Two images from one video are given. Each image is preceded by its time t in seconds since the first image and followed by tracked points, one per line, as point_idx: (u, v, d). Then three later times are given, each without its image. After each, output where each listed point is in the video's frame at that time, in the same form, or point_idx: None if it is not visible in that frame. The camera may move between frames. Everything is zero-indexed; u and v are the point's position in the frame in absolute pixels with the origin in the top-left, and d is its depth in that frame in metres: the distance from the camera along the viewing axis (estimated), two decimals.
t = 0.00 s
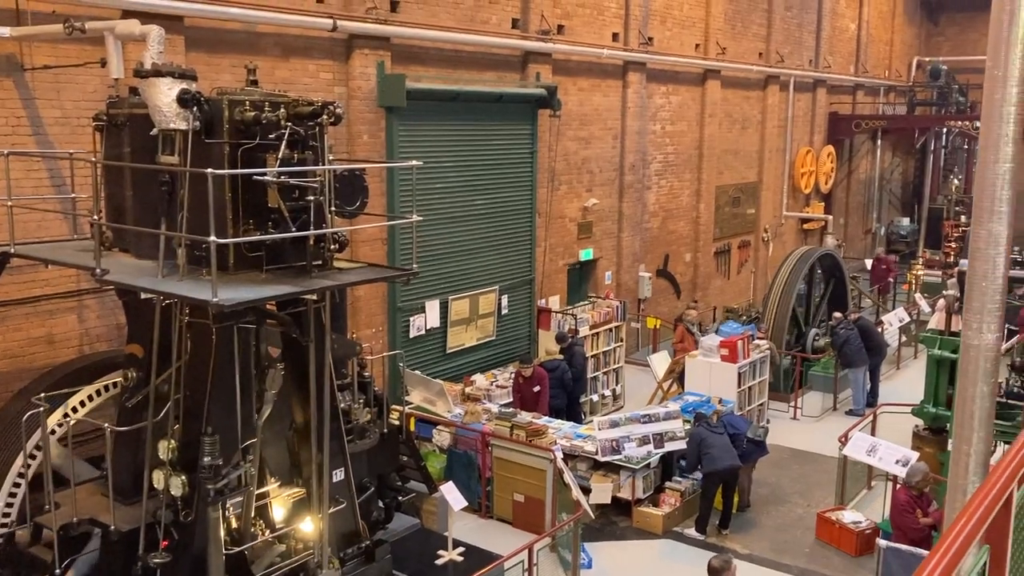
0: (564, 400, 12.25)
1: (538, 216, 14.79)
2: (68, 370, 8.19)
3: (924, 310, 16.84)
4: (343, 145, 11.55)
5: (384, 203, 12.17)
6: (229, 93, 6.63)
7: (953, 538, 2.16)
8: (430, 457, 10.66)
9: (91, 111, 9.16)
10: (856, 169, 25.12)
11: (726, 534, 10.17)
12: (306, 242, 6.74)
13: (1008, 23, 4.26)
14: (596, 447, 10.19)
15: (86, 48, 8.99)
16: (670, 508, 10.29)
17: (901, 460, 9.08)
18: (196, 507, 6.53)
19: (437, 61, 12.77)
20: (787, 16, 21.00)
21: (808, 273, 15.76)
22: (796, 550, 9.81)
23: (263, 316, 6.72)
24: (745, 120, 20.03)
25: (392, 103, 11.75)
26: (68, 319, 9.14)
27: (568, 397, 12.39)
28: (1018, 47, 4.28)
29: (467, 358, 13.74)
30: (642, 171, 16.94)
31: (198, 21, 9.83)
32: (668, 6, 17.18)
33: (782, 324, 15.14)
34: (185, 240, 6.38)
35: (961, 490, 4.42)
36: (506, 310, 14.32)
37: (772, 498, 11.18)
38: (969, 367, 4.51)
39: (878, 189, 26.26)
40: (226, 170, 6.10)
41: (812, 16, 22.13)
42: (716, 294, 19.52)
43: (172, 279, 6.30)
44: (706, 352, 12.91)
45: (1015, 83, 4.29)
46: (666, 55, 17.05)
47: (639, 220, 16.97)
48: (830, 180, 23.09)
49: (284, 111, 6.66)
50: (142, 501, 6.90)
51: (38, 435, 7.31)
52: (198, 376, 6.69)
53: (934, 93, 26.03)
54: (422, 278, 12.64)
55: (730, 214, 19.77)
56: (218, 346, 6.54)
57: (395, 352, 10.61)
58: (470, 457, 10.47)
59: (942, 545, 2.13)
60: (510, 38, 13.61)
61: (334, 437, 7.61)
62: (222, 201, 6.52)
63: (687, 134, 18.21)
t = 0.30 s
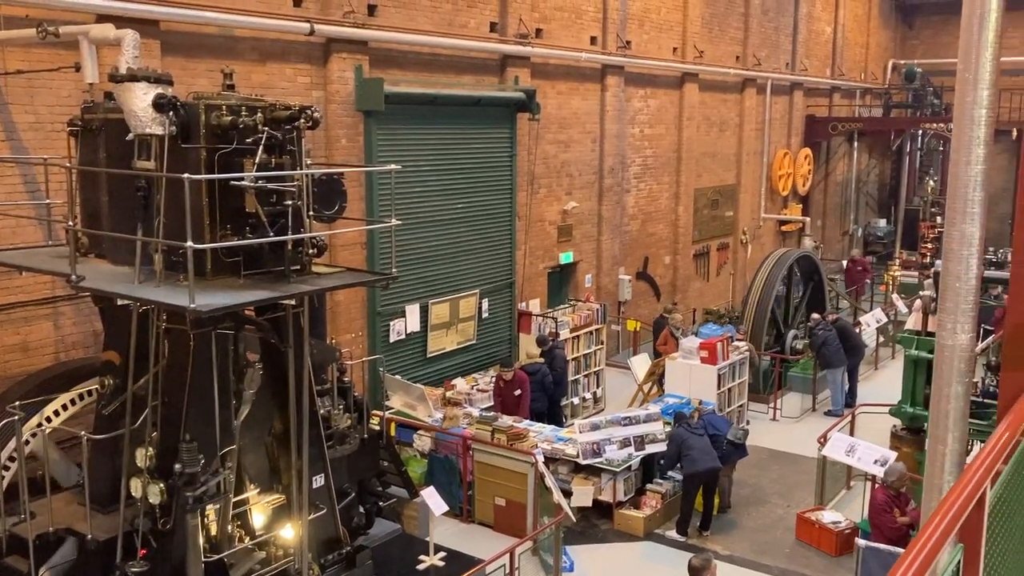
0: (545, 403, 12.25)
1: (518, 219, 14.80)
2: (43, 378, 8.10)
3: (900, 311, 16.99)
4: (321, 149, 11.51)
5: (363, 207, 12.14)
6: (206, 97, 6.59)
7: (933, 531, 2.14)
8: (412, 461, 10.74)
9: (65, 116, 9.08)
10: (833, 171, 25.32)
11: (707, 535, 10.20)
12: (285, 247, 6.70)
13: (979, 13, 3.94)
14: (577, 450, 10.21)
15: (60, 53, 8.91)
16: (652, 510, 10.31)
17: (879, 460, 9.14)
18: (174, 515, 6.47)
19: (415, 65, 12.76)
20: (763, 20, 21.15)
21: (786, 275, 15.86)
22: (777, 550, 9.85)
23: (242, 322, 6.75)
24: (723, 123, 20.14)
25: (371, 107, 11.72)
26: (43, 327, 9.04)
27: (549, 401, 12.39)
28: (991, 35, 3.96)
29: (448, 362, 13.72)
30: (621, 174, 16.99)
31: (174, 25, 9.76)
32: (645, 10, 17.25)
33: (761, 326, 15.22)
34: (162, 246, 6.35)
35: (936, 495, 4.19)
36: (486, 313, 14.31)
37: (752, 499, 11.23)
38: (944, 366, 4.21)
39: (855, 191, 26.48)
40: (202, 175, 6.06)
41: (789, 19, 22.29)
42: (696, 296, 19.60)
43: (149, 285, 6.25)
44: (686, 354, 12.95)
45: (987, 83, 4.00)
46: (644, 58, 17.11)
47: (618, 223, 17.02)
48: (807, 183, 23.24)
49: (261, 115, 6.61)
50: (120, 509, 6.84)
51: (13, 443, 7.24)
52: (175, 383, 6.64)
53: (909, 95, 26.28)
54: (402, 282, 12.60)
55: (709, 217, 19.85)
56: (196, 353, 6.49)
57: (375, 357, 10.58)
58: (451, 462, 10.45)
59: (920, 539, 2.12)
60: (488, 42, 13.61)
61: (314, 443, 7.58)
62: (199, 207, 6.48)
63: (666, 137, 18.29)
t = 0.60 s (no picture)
0: (525, 406, 12.26)
1: (498, 223, 14.80)
2: (18, 386, 8.00)
3: (878, 312, 17.14)
4: (299, 154, 11.46)
5: (342, 211, 12.10)
6: (182, 102, 6.56)
7: (910, 529, 2.13)
8: (391, 466, 10.62)
9: (40, 121, 9.00)
10: (810, 173, 25.51)
11: (688, 536, 10.23)
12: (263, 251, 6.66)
13: (951, 15, 3.59)
14: (558, 453, 10.24)
15: (34, 57, 8.83)
16: (633, 512, 10.34)
17: (857, 459, 9.21)
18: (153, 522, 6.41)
19: (394, 68, 12.74)
20: (740, 23, 21.28)
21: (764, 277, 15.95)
22: (757, 551, 9.90)
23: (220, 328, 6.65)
24: (700, 126, 20.24)
25: (349, 111, 11.69)
26: (18, 333, 8.94)
27: (529, 403, 12.40)
28: (961, 39, 3.61)
29: (428, 366, 13.70)
30: (600, 177, 17.04)
31: (150, 29, 9.71)
32: (623, 14, 17.32)
33: (740, 327, 15.30)
34: (139, 251, 6.30)
35: (912, 497, 3.74)
36: (467, 317, 14.29)
37: (732, 500, 11.29)
38: (918, 367, 3.76)
39: (832, 193, 26.69)
40: (179, 180, 6.01)
41: (765, 22, 22.44)
42: (675, 298, 19.68)
43: (126, 290, 6.20)
44: (666, 356, 13.01)
45: (961, 85, 3.63)
46: (623, 62, 17.17)
47: (598, 226, 17.07)
48: (785, 185, 23.41)
49: (238, 120, 6.57)
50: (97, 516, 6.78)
51: None
52: (153, 390, 6.57)
53: (885, 98, 26.53)
54: (381, 286, 12.56)
55: (688, 219, 19.93)
56: (174, 359, 6.43)
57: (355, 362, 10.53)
58: (432, 466, 10.43)
59: (899, 535, 2.11)
60: (467, 46, 13.61)
61: (293, 449, 7.53)
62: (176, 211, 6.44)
63: (644, 140, 18.36)
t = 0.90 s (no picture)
0: (507, 409, 12.25)
1: (478, 225, 14.78)
2: None
3: (856, 312, 17.28)
4: (278, 156, 11.39)
5: (321, 214, 12.05)
6: (159, 104, 6.49)
7: (887, 527, 2.14)
8: (373, 470, 10.68)
9: (14, 124, 8.91)
10: (788, 175, 25.68)
11: (669, 537, 10.27)
12: (241, 254, 6.61)
13: (926, 18, 3.41)
14: (539, 455, 10.23)
15: (8, 59, 8.74)
16: (614, 514, 10.35)
17: (837, 459, 9.26)
18: (130, 528, 6.35)
19: (373, 70, 12.71)
20: (718, 25, 21.39)
21: (743, 278, 16.03)
22: (738, 551, 9.94)
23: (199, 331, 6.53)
24: (679, 128, 20.32)
25: (328, 113, 11.65)
26: None
27: (511, 406, 12.39)
28: (935, 41, 3.44)
29: (409, 369, 13.67)
30: (580, 179, 17.07)
31: (126, 31, 9.63)
32: (602, 16, 17.36)
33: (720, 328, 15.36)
34: (115, 255, 6.24)
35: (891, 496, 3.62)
36: (447, 320, 14.27)
37: (713, 500, 11.33)
38: (895, 366, 3.61)
39: (809, 194, 26.87)
40: (155, 182, 5.95)
41: (743, 24, 22.57)
42: (655, 300, 19.75)
43: (103, 294, 6.14)
44: (646, 357, 13.05)
45: (936, 87, 3.43)
46: (602, 64, 17.21)
47: (578, 228, 17.09)
48: (763, 186, 23.54)
49: (216, 122, 6.52)
50: (74, 523, 6.72)
51: None
52: (132, 394, 6.52)
53: (861, 99, 26.75)
54: (361, 289, 12.52)
55: (667, 221, 20.00)
56: (152, 364, 6.37)
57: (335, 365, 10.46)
58: (413, 469, 10.40)
59: (874, 537, 2.10)
60: (446, 48, 13.60)
61: (273, 453, 7.49)
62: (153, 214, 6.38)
63: (624, 143, 18.40)
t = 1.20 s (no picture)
0: (488, 410, 12.24)
1: (459, 227, 14.75)
2: None
3: (834, 312, 17.40)
4: (256, 158, 11.32)
5: (301, 216, 12.00)
6: (136, 106, 6.43)
7: (866, 527, 2.15)
8: (354, 472, 10.52)
9: None
10: (767, 175, 25.85)
11: (650, 537, 10.29)
12: (219, 257, 6.57)
13: (901, 19, 3.27)
14: (520, 457, 10.21)
15: None
16: (596, 514, 10.37)
17: (816, 458, 9.32)
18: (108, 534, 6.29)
19: (352, 71, 12.66)
20: (697, 27, 21.50)
21: (723, 278, 16.11)
22: (719, 550, 9.98)
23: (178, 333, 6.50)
24: (659, 130, 20.40)
25: (307, 115, 11.59)
26: None
27: (492, 407, 12.38)
28: (914, 42, 3.30)
29: (390, 371, 13.63)
30: (560, 180, 17.08)
31: (102, 32, 9.55)
32: (582, 17, 17.40)
33: (700, 328, 15.44)
34: (92, 258, 6.18)
35: (869, 497, 3.48)
36: (428, 321, 14.23)
37: (694, 500, 11.37)
38: (873, 367, 3.45)
39: (788, 195, 27.05)
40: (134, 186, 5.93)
41: (721, 26, 22.70)
42: (636, 300, 19.79)
43: (80, 298, 6.08)
44: (627, 358, 13.08)
45: (913, 88, 3.29)
46: (582, 66, 17.24)
47: (559, 229, 17.11)
48: (743, 187, 23.66)
49: (194, 124, 6.48)
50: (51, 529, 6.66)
51: None
52: (109, 399, 6.45)
53: (839, 101, 26.96)
54: (341, 291, 12.47)
55: (647, 222, 20.07)
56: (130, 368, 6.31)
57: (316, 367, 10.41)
58: (394, 471, 10.34)
59: (853, 535, 2.11)
60: (426, 49, 13.57)
61: (253, 457, 7.43)
62: (130, 217, 6.33)
63: (604, 144, 18.45)
